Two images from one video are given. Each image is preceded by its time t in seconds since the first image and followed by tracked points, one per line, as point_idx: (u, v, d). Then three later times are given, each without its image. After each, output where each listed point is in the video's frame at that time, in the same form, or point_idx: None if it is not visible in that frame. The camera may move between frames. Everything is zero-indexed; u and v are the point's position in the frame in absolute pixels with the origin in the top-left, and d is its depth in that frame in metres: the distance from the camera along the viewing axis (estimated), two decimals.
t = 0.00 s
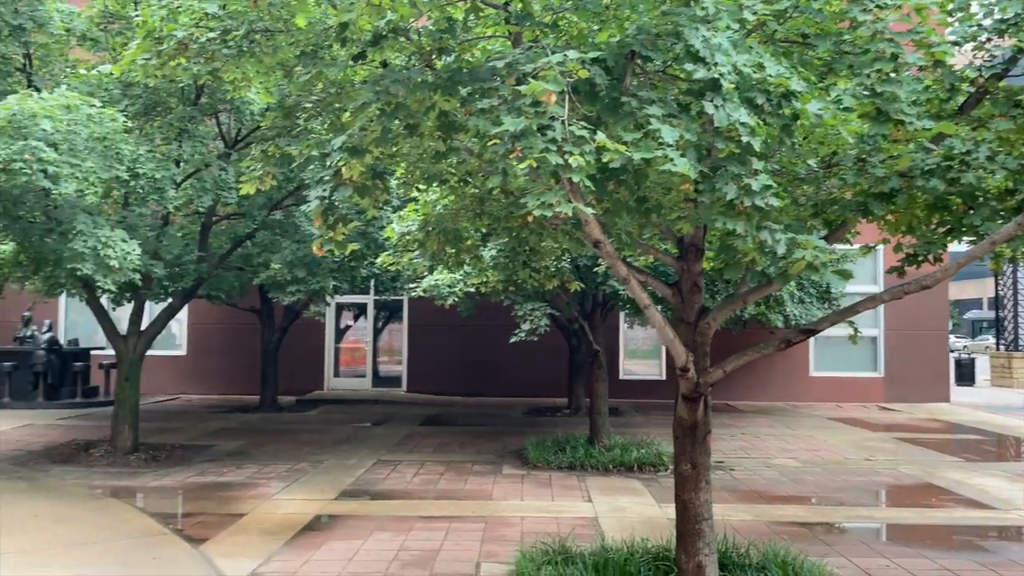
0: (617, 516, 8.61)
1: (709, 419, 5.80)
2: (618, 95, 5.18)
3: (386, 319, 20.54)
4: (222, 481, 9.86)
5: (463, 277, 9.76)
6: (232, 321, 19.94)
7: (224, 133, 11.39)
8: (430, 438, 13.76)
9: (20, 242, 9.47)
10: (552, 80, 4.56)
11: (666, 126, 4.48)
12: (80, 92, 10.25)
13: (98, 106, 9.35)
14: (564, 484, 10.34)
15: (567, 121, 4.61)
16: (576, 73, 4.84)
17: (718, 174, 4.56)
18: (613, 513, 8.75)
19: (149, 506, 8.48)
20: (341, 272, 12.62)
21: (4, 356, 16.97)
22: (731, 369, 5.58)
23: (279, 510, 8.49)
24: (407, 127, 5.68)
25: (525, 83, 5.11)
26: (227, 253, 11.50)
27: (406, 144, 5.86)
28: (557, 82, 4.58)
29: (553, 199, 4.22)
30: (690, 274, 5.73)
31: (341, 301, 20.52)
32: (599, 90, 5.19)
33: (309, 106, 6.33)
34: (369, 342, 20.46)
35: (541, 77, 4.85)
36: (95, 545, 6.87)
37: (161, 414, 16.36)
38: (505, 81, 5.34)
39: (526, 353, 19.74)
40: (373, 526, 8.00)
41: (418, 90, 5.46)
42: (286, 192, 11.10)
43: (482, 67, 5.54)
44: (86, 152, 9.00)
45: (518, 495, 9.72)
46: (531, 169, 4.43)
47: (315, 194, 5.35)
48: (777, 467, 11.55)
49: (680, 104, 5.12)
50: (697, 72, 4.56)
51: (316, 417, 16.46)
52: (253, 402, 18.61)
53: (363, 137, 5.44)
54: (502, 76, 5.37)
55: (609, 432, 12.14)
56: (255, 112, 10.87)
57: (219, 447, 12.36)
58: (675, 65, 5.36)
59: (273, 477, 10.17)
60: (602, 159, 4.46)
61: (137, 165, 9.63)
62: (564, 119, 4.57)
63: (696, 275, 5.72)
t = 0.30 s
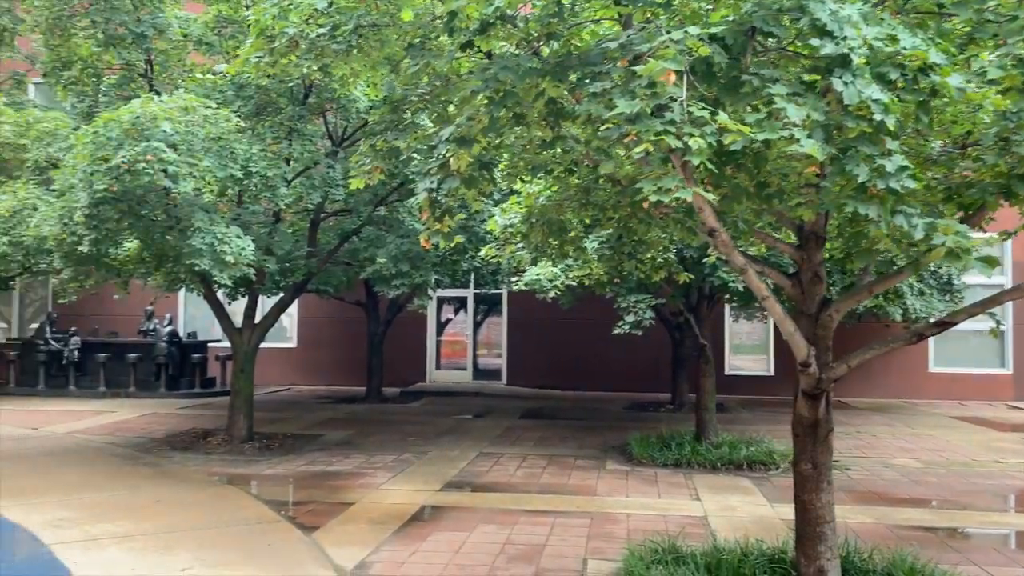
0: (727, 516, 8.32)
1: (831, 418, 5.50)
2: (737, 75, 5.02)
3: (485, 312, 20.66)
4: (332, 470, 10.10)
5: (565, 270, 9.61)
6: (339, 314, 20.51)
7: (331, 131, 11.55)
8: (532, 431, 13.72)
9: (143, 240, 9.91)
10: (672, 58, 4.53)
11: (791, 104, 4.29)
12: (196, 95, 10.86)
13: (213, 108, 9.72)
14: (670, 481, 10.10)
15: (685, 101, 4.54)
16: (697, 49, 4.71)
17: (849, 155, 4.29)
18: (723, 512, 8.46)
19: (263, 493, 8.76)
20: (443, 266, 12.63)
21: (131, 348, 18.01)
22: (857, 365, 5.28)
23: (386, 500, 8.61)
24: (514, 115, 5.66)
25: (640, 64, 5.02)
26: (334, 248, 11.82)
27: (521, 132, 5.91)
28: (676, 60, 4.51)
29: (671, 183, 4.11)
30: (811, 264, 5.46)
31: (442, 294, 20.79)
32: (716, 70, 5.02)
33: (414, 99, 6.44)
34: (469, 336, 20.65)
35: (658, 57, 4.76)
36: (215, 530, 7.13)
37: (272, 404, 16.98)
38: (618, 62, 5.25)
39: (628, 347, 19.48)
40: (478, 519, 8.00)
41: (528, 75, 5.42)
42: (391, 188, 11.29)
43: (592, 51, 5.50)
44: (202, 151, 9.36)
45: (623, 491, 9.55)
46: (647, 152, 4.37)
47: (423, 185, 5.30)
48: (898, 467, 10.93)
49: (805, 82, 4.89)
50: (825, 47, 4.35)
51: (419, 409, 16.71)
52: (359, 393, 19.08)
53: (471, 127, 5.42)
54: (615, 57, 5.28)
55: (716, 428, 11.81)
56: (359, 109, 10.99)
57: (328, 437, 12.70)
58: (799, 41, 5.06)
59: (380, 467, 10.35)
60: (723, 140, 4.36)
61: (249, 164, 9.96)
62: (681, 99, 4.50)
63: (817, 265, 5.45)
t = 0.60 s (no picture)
0: (835, 522, 7.89)
1: (957, 421, 5.07)
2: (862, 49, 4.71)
3: (574, 307, 20.45)
4: (425, 464, 10.12)
5: (661, 264, 9.28)
6: (430, 309, 20.70)
7: (421, 128, 11.57)
8: (624, 428, 13.45)
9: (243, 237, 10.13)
10: (793, 29, 4.30)
11: (924, 77, 4.01)
12: (292, 94, 10.98)
13: (308, 105, 9.86)
14: (772, 483, 9.67)
15: (805, 77, 4.36)
16: (820, 20, 4.38)
17: (988, 133, 3.99)
18: (831, 518, 8.02)
19: (357, 486, 8.83)
20: (533, 261, 12.51)
21: (233, 342, 18.67)
22: (988, 364, 4.87)
23: (478, 496, 8.54)
24: (614, 103, 5.48)
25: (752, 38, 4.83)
26: (425, 244, 11.85)
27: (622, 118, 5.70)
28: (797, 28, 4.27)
29: (791, 167, 3.98)
30: (935, 255, 5.01)
31: (532, 289, 20.68)
32: (836, 43, 4.73)
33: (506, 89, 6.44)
34: (558, 331, 20.49)
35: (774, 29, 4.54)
36: (312, 522, 7.21)
37: (367, 397, 17.26)
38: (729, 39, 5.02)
39: (724, 342, 18.95)
40: (572, 518, 7.83)
41: (629, 56, 5.22)
42: (482, 182, 11.20)
43: (698, 29, 5.23)
44: (299, 149, 9.51)
45: (722, 492, 9.20)
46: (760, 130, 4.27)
47: (517, 176, 5.31)
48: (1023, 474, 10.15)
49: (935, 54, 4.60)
50: (963, 13, 4.01)
51: (510, 403, 16.66)
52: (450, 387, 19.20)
53: (569, 112, 5.39)
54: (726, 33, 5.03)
55: (820, 429, 11.26)
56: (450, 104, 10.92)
57: (420, 431, 12.77)
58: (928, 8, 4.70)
59: (472, 463, 10.31)
60: (848, 119, 4.13)
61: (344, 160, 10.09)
62: (801, 74, 4.32)
63: (942, 256, 4.98)
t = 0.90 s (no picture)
0: (941, 530, 7.40)
1: None
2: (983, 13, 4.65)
3: (655, 303, 19.99)
4: (505, 461, 10.01)
5: (751, 256, 9.02)
6: (509, 305, 20.61)
7: (500, 123, 11.50)
8: (709, 428, 13.06)
9: (326, 233, 10.17)
10: None
11: None
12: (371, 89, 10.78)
13: (389, 101, 9.89)
14: (869, 488, 9.17)
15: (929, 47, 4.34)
16: None
17: None
18: (937, 526, 7.53)
19: (438, 482, 8.78)
20: (615, 255, 12.09)
21: (316, 337, 19.03)
22: None
23: (560, 495, 8.37)
24: (708, 84, 5.46)
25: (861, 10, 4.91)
26: (504, 239, 11.73)
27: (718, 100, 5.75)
28: None
29: (916, 145, 3.91)
30: None
31: (611, 285, 20.33)
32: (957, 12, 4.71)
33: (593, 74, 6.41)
34: (639, 327, 20.11)
35: None
36: (394, 517, 7.17)
37: (446, 392, 17.31)
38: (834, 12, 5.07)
39: (813, 340, 18.27)
40: (657, 520, 7.57)
41: (728, 33, 5.08)
42: (563, 175, 11.06)
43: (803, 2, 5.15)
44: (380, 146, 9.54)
45: (815, 496, 8.78)
46: (878, 104, 4.31)
47: (605, 163, 5.24)
48: None
49: None
50: None
51: (590, 401, 16.44)
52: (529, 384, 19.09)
53: (662, 94, 5.31)
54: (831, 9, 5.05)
55: (920, 431, 10.65)
56: (530, 97, 10.83)
57: (500, 427, 12.69)
58: None
59: (553, 460, 10.15)
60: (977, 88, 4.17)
61: (425, 155, 10.07)
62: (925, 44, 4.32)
63: None
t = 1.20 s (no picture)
0: None
1: None
2: None
3: (723, 296, 19.50)
4: (572, 455, 9.78)
5: (832, 243, 8.69)
6: (573, 297, 20.36)
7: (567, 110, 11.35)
8: (783, 424, 12.59)
9: (391, 223, 10.06)
10: None
11: None
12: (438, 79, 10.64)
13: (454, 88, 9.74)
14: (959, 489, 8.65)
15: None
16: None
17: None
18: None
19: (504, 476, 8.61)
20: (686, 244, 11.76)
21: (380, 329, 19.13)
22: None
23: (630, 491, 8.12)
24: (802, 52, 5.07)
25: None
26: (570, 229, 11.49)
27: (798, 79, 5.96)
28: None
29: None
30: None
31: (678, 278, 19.91)
32: None
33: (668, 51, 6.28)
34: (706, 320, 19.61)
35: None
36: (460, 511, 7.03)
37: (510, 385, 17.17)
38: None
39: (892, 333, 17.53)
40: (733, 519, 7.25)
41: None
42: (629, 162, 10.73)
43: None
44: (444, 135, 9.39)
45: (901, 496, 8.32)
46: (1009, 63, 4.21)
47: (690, 139, 5.05)
48: None
49: None
50: None
51: (657, 395, 16.10)
52: (594, 377, 18.82)
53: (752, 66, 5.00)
54: None
55: (1012, 430, 9.95)
56: (598, 81, 10.48)
57: (566, 421, 12.48)
58: None
59: (622, 456, 9.88)
60: None
61: (490, 143, 9.88)
62: None
63: None
